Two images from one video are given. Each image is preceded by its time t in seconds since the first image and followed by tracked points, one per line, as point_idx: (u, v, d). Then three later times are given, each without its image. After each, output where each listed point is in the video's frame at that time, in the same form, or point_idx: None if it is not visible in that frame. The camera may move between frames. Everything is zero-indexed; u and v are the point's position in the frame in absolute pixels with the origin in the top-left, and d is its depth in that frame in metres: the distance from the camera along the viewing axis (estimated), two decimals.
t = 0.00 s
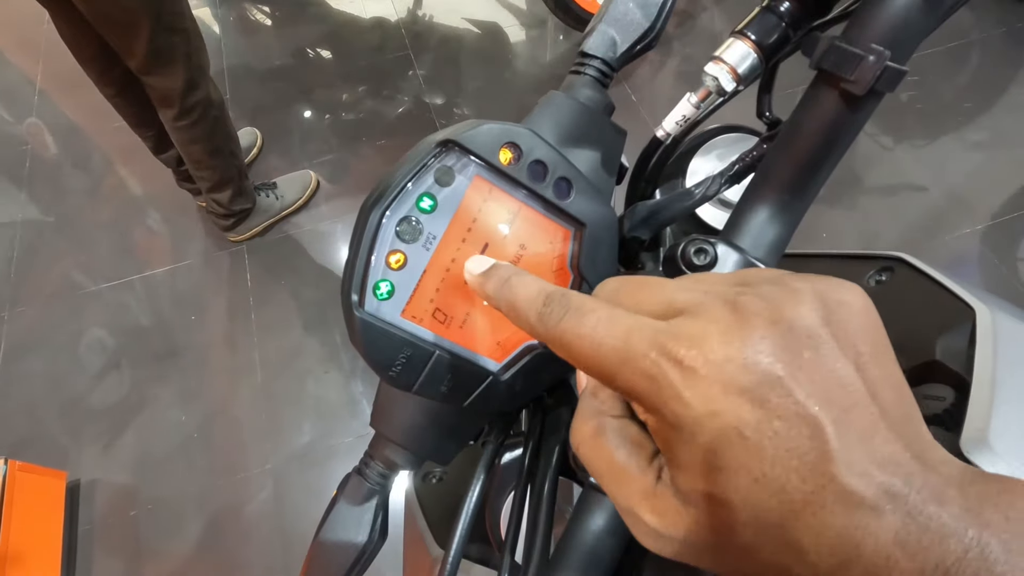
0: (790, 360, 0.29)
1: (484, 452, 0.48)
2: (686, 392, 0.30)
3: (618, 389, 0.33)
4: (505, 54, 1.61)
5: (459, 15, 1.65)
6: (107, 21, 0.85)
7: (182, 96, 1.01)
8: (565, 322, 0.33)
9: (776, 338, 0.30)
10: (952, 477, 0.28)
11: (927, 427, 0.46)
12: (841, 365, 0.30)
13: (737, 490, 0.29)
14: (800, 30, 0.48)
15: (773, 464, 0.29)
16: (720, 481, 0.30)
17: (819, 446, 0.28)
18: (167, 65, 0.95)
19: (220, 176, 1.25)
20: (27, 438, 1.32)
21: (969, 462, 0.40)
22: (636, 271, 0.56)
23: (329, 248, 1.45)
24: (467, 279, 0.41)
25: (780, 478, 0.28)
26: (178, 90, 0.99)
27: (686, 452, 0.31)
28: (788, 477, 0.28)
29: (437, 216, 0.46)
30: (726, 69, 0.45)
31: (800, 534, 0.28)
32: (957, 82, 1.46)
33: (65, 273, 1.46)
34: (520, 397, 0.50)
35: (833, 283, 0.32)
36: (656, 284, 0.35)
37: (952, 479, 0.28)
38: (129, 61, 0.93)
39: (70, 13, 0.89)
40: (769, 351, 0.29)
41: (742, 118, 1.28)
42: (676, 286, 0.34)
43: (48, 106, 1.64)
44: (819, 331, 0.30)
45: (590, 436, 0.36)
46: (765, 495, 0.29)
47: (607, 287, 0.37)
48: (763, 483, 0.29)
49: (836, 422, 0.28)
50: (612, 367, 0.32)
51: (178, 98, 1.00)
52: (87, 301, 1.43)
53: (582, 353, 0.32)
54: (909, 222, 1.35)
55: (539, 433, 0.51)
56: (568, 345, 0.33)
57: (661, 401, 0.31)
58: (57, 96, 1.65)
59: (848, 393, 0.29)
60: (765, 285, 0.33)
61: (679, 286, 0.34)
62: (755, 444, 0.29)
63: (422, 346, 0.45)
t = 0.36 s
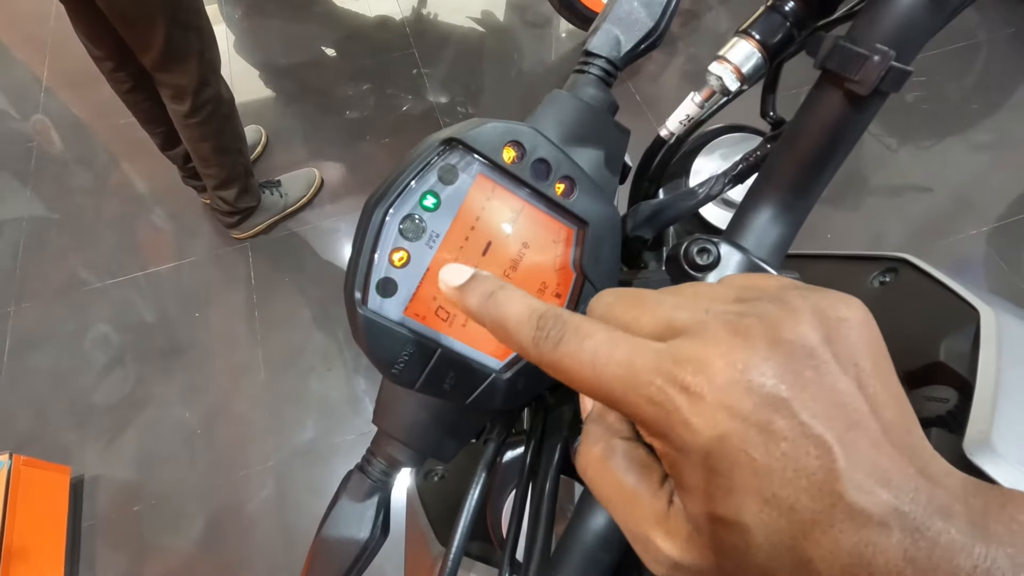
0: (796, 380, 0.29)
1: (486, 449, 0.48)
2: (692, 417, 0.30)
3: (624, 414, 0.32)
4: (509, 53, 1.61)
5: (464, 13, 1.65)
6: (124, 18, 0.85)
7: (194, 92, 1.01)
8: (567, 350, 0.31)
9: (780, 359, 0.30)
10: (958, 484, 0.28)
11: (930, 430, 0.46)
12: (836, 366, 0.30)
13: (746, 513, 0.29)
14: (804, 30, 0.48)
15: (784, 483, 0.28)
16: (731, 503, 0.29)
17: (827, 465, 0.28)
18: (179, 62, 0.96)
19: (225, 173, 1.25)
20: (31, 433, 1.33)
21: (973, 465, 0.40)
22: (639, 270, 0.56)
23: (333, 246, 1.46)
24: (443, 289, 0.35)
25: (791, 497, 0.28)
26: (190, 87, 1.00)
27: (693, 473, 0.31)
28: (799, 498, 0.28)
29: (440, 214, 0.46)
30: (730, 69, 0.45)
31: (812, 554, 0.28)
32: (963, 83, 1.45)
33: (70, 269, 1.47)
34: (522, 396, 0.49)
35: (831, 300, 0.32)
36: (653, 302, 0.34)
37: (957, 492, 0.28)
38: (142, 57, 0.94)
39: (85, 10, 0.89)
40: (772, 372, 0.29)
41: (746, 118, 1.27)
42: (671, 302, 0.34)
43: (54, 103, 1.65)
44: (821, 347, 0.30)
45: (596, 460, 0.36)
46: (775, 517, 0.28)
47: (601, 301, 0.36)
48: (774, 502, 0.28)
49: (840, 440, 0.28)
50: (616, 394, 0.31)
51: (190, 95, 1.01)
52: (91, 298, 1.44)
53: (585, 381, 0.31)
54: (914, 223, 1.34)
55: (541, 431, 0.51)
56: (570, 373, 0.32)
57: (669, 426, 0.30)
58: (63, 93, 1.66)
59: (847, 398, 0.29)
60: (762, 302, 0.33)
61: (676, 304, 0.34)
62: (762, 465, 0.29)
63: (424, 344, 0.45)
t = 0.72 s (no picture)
0: (783, 392, 0.29)
1: (490, 449, 0.48)
2: (671, 438, 0.30)
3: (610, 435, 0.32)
4: (513, 51, 1.60)
5: (468, 11, 1.65)
6: (137, 16, 0.85)
7: (204, 91, 1.01)
8: (549, 381, 0.32)
9: (763, 375, 0.30)
10: (970, 489, 0.28)
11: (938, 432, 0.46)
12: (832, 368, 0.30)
13: (733, 528, 0.29)
14: (815, 26, 0.47)
15: (772, 496, 0.28)
16: (722, 518, 0.29)
17: (817, 477, 0.28)
18: (191, 61, 0.95)
19: (232, 172, 1.25)
20: (34, 429, 1.33)
21: (982, 468, 0.39)
22: (645, 268, 0.56)
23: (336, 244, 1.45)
24: (436, 327, 0.36)
25: (781, 511, 0.28)
26: (202, 86, 1.00)
27: (682, 489, 0.30)
28: (791, 512, 0.28)
29: (445, 210, 0.46)
30: (741, 64, 0.45)
31: (812, 564, 0.27)
32: (970, 83, 1.44)
33: (73, 265, 1.47)
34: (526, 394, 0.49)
35: (822, 307, 0.32)
36: (639, 316, 0.34)
37: (969, 496, 0.27)
38: (154, 56, 0.93)
39: (100, 8, 0.89)
40: (757, 384, 0.30)
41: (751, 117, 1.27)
42: (656, 317, 0.33)
43: (58, 99, 1.65)
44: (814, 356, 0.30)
45: (602, 469, 0.34)
46: (767, 530, 0.28)
47: (592, 317, 0.36)
48: (764, 516, 0.28)
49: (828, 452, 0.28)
50: (599, 420, 0.31)
51: (201, 93, 1.01)
52: (95, 294, 1.44)
53: (570, 410, 0.32)
54: (919, 223, 1.34)
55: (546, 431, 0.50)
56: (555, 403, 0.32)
57: (649, 447, 0.31)
58: (68, 89, 1.66)
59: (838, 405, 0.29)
60: (750, 314, 0.33)
61: (661, 318, 0.33)
62: (747, 480, 0.29)
63: (428, 341, 0.45)
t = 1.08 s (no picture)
0: (788, 398, 0.29)
1: (497, 452, 0.47)
2: (673, 443, 0.30)
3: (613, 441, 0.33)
4: (518, 51, 1.60)
5: (473, 11, 1.64)
6: (150, 19, 0.84)
7: (216, 93, 1.01)
8: (552, 388, 0.32)
9: (768, 382, 0.30)
10: (989, 502, 0.27)
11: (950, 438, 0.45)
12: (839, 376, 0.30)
13: (735, 535, 0.28)
14: (830, 28, 0.47)
15: (776, 504, 0.28)
16: (723, 525, 0.29)
17: (823, 485, 0.27)
18: (203, 64, 0.95)
19: (241, 173, 1.25)
20: (39, 425, 1.33)
21: (996, 476, 0.38)
22: (654, 271, 0.55)
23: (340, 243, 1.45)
24: (442, 336, 0.37)
25: (786, 519, 0.27)
26: (213, 89, 0.99)
27: (686, 494, 0.30)
28: (797, 520, 0.27)
29: (454, 213, 0.45)
30: (753, 67, 0.44)
31: None
32: (978, 84, 1.43)
33: (78, 262, 1.47)
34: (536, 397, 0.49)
35: (832, 314, 0.31)
36: (644, 320, 0.34)
37: (988, 508, 0.27)
38: (167, 59, 0.93)
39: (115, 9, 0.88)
40: (762, 391, 0.29)
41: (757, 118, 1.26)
42: (660, 322, 0.33)
43: (64, 98, 1.65)
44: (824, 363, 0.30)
45: (606, 476, 0.34)
46: (771, 538, 0.28)
47: (598, 322, 0.37)
48: (767, 523, 0.28)
49: (834, 458, 0.28)
50: (602, 426, 0.32)
51: (212, 96, 1.00)
52: (99, 292, 1.44)
53: (574, 417, 0.32)
54: (926, 225, 1.33)
55: (553, 436, 0.50)
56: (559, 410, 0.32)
57: (651, 452, 0.31)
58: (73, 87, 1.66)
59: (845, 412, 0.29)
60: (757, 320, 0.32)
61: (664, 323, 0.33)
62: (750, 486, 0.28)
63: (437, 344, 0.44)
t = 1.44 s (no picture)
0: (844, 372, 0.28)
1: (496, 451, 0.47)
2: (734, 410, 0.28)
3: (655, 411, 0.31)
4: (521, 50, 1.60)
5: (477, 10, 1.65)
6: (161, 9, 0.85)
7: (220, 88, 1.01)
8: (601, 340, 0.29)
9: (820, 355, 0.29)
10: (991, 502, 0.27)
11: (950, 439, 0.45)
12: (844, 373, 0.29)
13: (792, 511, 0.27)
14: (832, 27, 0.47)
15: (835, 481, 0.27)
16: (776, 502, 0.28)
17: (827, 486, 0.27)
18: (209, 57, 0.96)
19: (241, 169, 1.26)
20: (42, 421, 1.33)
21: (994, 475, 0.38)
22: (654, 270, 0.55)
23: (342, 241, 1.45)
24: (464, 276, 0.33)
25: (845, 495, 0.27)
26: (217, 83, 1.00)
27: (736, 470, 0.28)
28: (853, 495, 0.27)
29: (454, 210, 0.45)
30: (754, 65, 0.44)
31: (869, 554, 0.27)
32: (982, 85, 1.43)
33: (81, 259, 1.48)
34: (533, 396, 0.49)
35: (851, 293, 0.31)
36: (679, 292, 0.33)
37: (990, 508, 0.26)
38: (174, 50, 0.94)
39: None
40: (814, 363, 0.28)
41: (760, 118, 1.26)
42: (695, 294, 0.32)
43: (69, 96, 1.66)
44: (847, 349, 0.29)
45: (623, 467, 0.33)
46: (828, 518, 0.27)
47: (623, 294, 0.35)
48: (824, 502, 0.27)
49: (894, 437, 0.27)
50: (653, 390, 0.29)
51: (215, 90, 1.01)
52: (102, 289, 1.44)
53: (621, 377, 0.30)
54: (929, 226, 1.32)
55: (552, 434, 0.50)
56: (605, 368, 0.30)
57: (709, 422, 0.29)
58: (78, 85, 1.67)
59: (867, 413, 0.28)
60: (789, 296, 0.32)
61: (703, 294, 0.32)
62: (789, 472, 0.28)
63: (435, 342, 0.45)
